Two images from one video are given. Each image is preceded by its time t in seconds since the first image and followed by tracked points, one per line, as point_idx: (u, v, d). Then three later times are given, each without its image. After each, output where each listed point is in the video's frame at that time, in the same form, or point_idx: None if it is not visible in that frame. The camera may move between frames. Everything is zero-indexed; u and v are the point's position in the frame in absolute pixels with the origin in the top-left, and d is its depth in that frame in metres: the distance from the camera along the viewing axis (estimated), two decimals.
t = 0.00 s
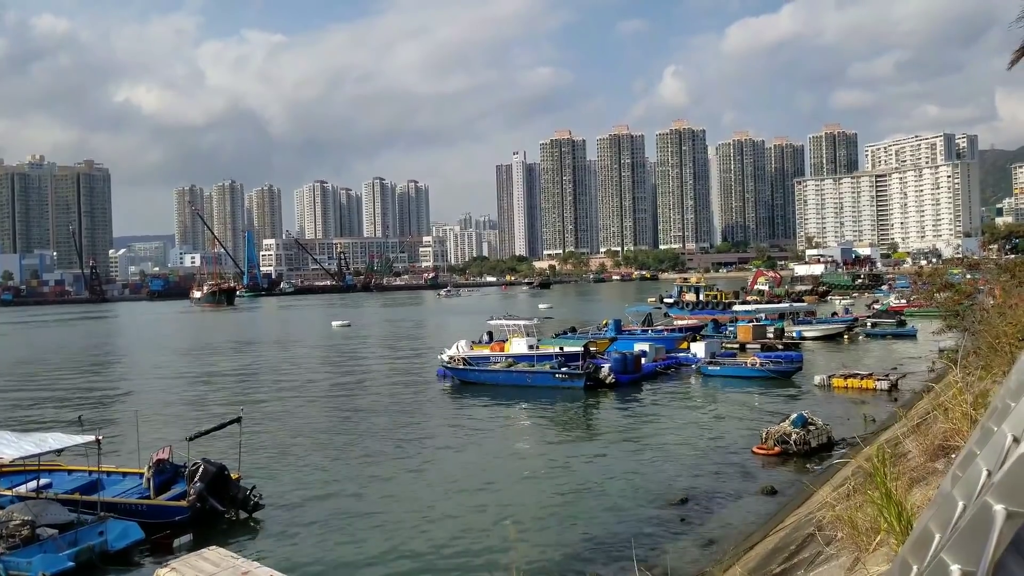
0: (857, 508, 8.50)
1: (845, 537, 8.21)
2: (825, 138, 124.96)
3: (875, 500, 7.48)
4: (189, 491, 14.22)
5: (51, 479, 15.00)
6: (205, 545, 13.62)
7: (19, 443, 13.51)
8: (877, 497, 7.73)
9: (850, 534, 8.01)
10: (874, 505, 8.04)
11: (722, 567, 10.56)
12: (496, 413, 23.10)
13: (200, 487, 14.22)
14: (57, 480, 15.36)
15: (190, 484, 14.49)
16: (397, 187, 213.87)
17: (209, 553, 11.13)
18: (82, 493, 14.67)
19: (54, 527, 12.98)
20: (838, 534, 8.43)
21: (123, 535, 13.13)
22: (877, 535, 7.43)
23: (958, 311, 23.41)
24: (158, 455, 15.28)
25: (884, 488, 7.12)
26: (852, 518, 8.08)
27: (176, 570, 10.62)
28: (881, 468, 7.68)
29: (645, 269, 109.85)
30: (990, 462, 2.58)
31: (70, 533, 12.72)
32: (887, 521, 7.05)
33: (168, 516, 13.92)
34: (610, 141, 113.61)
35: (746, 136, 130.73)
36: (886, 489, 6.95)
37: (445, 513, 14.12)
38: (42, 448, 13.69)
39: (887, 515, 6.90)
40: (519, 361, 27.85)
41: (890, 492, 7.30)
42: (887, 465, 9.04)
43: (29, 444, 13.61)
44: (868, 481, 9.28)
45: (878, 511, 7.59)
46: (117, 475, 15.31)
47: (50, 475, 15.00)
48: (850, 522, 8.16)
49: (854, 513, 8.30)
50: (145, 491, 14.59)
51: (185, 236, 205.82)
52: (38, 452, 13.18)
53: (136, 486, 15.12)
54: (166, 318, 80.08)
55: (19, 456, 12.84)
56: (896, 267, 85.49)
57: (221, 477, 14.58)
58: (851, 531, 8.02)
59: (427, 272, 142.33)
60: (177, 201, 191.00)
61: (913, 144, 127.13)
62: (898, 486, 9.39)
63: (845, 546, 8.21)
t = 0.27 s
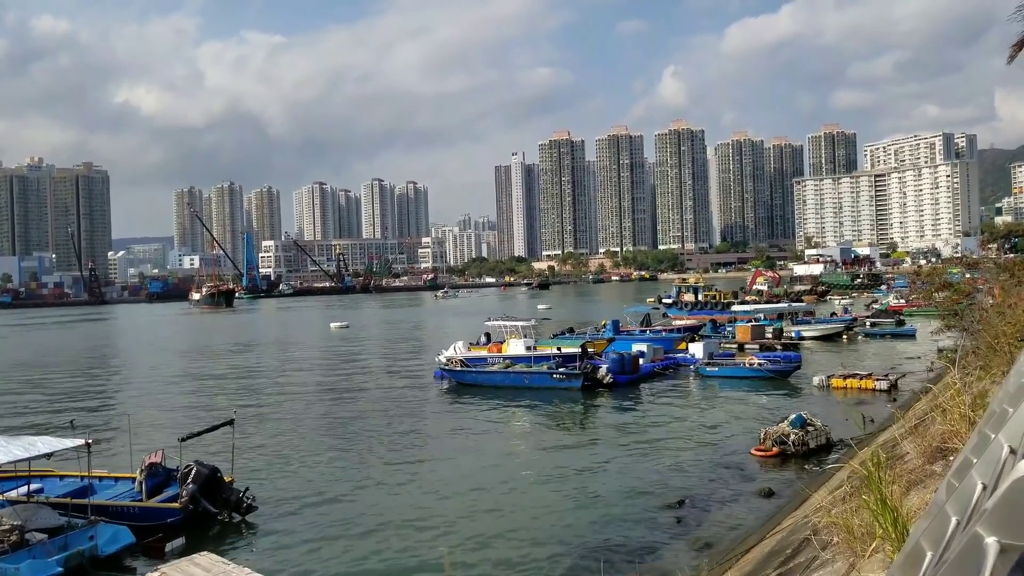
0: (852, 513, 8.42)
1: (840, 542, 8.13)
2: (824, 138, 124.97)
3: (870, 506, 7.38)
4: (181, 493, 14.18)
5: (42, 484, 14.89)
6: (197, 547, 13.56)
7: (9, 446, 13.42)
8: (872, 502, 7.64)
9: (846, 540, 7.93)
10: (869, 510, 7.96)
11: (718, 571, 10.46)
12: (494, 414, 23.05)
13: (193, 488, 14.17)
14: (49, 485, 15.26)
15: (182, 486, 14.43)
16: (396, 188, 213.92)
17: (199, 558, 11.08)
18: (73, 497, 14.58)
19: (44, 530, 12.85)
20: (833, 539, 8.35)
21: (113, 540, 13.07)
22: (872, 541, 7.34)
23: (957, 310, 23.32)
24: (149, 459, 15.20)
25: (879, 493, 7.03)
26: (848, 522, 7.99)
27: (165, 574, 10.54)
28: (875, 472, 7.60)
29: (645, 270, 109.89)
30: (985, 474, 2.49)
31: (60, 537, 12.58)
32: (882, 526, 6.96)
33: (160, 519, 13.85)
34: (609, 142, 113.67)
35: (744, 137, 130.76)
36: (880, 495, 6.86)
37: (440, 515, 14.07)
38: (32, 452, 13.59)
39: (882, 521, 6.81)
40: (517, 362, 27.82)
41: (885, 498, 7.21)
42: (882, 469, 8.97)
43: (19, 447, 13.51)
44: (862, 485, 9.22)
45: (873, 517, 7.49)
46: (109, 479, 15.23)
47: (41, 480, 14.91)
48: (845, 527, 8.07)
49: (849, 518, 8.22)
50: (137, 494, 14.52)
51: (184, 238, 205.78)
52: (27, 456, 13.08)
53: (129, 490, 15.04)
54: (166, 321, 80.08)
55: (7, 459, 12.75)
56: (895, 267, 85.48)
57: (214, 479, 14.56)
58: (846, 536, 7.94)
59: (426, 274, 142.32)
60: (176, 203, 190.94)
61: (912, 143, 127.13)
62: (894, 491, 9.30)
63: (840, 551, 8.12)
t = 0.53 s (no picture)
0: (847, 519, 8.35)
1: (833, 549, 8.07)
2: (823, 137, 124.91)
3: (863, 513, 7.32)
4: (173, 495, 14.15)
5: (32, 486, 14.81)
6: (188, 548, 13.51)
7: None
8: (866, 509, 7.59)
9: (840, 546, 7.87)
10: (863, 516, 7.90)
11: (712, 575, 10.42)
12: (491, 414, 23.01)
13: (184, 490, 14.15)
14: (40, 488, 15.19)
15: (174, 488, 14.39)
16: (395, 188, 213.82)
17: (188, 564, 11.02)
18: (64, 500, 14.49)
19: (33, 533, 12.64)
20: (827, 545, 8.30)
21: (101, 542, 12.81)
22: (865, 549, 7.28)
23: (956, 309, 23.28)
24: (141, 461, 15.14)
25: (872, 501, 6.96)
26: (842, 530, 7.93)
27: None
28: (869, 479, 7.53)
29: (644, 269, 109.94)
30: (977, 493, 2.43)
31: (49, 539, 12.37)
32: (874, 535, 6.90)
33: (151, 520, 13.80)
34: (608, 141, 113.61)
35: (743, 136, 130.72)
36: (875, 504, 6.78)
37: (435, 517, 14.02)
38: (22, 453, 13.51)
39: (875, 529, 6.74)
40: (514, 362, 27.79)
41: (878, 505, 7.14)
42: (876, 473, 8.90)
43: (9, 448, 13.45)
44: (856, 490, 9.16)
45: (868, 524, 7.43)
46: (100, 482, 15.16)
47: (31, 482, 14.83)
48: (840, 533, 8.01)
49: (842, 524, 8.17)
50: (128, 496, 14.46)
51: (184, 238, 205.62)
52: (16, 457, 13.00)
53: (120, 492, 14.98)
54: (164, 321, 80.01)
55: None
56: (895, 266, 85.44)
57: (206, 481, 14.50)
58: (840, 542, 7.88)
59: (425, 273, 142.28)
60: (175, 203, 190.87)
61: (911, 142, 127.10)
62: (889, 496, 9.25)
63: (834, 558, 8.06)
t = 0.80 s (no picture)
0: (838, 525, 8.29)
1: (827, 556, 7.99)
2: (822, 138, 124.97)
3: (856, 522, 7.24)
4: (164, 498, 14.04)
5: (22, 488, 14.69)
6: (178, 553, 13.38)
7: None
8: (857, 517, 7.51)
9: (834, 554, 7.80)
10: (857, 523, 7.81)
11: None
12: (487, 416, 22.93)
13: (175, 493, 14.02)
14: (30, 490, 15.07)
15: (165, 491, 14.27)
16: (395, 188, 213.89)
17: (179, 568, 10.89)
18: (55, 501, 14.37)
19: (22, 535, 12.42)
20: (821, 553, 8.20)
21: (90, 546, 12.57)
22: (860, 558, 7.18)
23: (954, 311, 23.23)
24: (133, 463, 15.04)
25: (864, 508, 6.88)
26: (835, 537, 7.86)
27: None
28: (860, 487, 7.47)
29: (644, 270, 109.86)
30: (965, 514, 2.47)
31: (37, 540, 12.17)
32: (866, 543, 6.81)
33: (142, 523, 13.70)
34: (607, 142, 113.61)
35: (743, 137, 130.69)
36: (866, 512, 6.71)
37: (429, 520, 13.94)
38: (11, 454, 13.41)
39: (868, 538, 6.65)
40: (511, 364, 27.80)
41: (870, 512, 7.07)
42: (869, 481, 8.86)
43: None
44: (849, 498, 9.08)
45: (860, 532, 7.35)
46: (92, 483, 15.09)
47: (22, 483, 14.71)
48: (834, 541, 7.92)
49: (837, 532, 8.07)
50: (119, 499, 14.34)
51: (183, 238, 205.65)
52: (5, 458, 12.89)
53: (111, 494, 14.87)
54: (163, 321, 79.94)
55: None
56: (894, 267, 85.46)
57: (197, 484, 14.36)
58: (834, 549, 7.81)
59: (425, 274, 142.27)
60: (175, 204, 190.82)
61: (910, 144, 127.13)
62: (884, 502, 9.19)
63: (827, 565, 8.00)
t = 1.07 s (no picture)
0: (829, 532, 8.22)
1: (818, 564, 7.93)
2: (822, 139, 124.87)
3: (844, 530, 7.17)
4: (154, 502, 13.96)
5: (12, 489, 14.64)
6: (167, 557, 13.30)
7: None
8: (846, 525, 7.44)
9: (825, 560, 7.73)
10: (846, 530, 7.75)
11: None
12: (484, 417, 22.92)
13: (166, 497, 13.95)
14: (20, 492, 15.03)
15: (155, 494, 14.18)
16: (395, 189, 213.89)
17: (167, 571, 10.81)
18: (45, 504, 14.32)
19: (10, 537, 12.33)
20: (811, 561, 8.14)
21: (78, 548, 12.55)
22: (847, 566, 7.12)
23: (951, 312, 23.22)
24: (123, 465, 14.97)
25: (852, 516, 6.80)
26: (825, 544, 7.79)
27: None
28: (848, 494, 7.40)
29: (643, 271, 109.86)
30: (938, 541, 2.78)
31: (25, 543, 12.11)
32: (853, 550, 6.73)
33: (131, 527, 13.64)
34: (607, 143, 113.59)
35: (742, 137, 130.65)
36: (854, 521, 6.62)
37: (423, 522, 13.91)
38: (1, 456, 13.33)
39: (856, 548, 6.57)
40: (508, 365, 27.78)
41: (859, 521, 6.98)
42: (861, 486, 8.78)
43: None
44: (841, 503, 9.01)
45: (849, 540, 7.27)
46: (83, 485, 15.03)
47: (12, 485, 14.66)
48: (823, 548, 7.86)
49: (827, 538, 8.00)
50: (109, 502, 14.29)
51: (183, 239, 205.61)
52: None
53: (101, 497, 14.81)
54: (162, 321, 79.88)
55: None
56: (894, 268, 85.37)
57: (188, 488, 14.29)
58: (824, 557, 7.75)
59: (425, 275, 142.22)
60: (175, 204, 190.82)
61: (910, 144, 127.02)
62: (876, 508, 9.11)
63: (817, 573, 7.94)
